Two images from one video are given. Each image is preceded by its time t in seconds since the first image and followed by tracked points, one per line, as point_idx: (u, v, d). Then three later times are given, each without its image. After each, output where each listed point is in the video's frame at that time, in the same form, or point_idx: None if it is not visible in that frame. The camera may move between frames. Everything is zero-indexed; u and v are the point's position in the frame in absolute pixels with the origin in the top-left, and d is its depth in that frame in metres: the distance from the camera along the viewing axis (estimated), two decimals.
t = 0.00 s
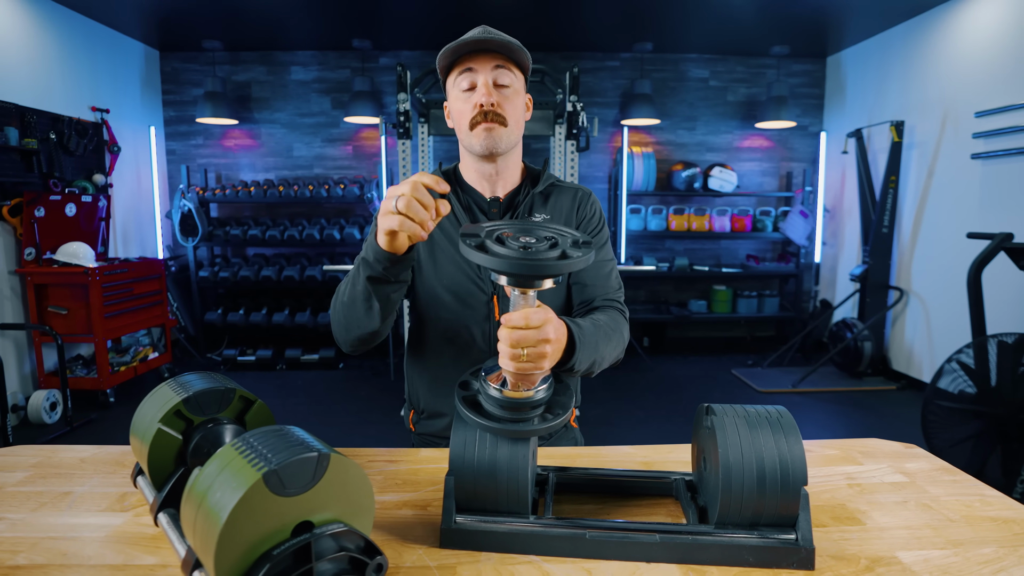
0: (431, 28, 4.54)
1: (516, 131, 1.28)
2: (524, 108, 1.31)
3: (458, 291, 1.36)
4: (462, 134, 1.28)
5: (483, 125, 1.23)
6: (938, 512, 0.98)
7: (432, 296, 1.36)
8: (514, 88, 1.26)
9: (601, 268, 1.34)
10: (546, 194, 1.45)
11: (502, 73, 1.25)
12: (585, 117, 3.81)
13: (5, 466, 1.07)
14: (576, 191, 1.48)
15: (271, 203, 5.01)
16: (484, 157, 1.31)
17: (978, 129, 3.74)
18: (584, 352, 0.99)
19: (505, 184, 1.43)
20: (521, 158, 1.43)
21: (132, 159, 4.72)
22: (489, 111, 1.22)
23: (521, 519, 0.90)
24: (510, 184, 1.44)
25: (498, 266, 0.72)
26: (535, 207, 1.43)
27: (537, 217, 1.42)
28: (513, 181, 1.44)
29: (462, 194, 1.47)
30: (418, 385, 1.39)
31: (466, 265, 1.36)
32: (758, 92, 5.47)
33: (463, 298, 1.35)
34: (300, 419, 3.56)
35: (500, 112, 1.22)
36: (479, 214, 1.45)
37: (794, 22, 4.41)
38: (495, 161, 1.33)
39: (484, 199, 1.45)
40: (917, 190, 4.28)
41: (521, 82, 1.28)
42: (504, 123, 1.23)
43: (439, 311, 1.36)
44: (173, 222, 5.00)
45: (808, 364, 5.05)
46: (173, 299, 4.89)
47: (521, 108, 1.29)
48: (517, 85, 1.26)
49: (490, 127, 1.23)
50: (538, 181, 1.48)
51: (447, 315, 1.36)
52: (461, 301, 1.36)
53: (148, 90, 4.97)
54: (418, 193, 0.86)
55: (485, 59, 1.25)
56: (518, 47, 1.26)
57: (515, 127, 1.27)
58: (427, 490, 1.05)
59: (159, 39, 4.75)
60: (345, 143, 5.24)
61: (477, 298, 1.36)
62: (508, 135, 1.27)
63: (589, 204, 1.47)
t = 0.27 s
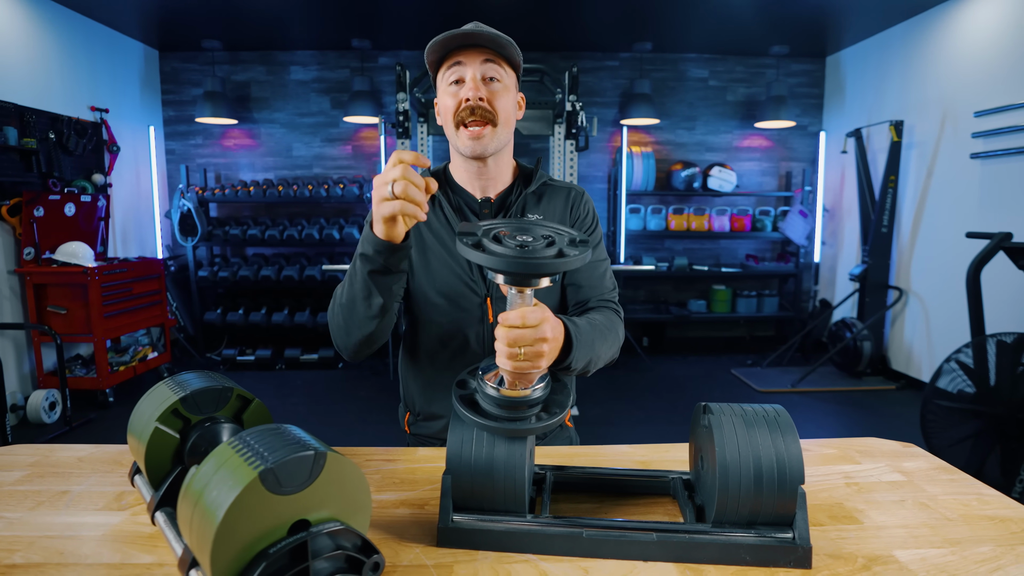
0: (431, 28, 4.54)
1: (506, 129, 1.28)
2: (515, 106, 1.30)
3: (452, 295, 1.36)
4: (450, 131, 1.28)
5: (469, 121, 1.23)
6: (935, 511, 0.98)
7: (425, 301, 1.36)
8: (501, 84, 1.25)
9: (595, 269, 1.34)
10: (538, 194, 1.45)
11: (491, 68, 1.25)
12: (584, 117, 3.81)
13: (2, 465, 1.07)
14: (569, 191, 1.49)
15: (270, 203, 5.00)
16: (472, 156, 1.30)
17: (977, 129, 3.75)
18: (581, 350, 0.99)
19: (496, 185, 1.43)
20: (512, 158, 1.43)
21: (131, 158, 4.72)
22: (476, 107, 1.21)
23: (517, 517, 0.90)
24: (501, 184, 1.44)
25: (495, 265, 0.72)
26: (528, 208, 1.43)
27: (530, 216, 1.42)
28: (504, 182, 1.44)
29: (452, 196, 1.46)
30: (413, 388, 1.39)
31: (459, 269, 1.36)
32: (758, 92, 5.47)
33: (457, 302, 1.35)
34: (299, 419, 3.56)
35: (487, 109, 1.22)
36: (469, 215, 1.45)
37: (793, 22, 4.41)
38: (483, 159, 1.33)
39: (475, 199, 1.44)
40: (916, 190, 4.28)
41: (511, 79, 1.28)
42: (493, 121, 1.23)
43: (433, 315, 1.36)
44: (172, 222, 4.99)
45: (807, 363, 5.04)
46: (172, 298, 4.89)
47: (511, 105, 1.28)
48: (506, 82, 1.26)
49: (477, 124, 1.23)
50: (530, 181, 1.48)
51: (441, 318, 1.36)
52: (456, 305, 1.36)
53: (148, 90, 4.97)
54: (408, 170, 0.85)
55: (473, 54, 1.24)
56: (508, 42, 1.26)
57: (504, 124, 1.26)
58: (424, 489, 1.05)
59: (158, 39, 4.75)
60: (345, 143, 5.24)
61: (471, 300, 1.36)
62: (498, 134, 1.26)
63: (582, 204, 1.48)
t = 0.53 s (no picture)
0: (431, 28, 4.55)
1: (490, 127, 1.24)
2: (501, 102, 1.26)
3: (448, 298, 1.35)
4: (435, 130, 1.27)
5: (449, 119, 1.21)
6: (933, 510, 0.98)
7: (423, 306, 1.35)
8: (483, 81, 1.23)
9: (595, 270, 1.34)
10: (536, 193, 1.45)
11: (472, 66, 1.23)
12: (584, 117, 3.80)
13: (1, 465, 1.07)
14: (567, 189, 1.48)
15: (269, 203, 5.00)
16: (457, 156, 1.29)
17: (976, 129, 3.75)
18: (577, 349, 0.99)
19: (491, 184, 1.42)
20: (506, 157, 1.42)
21: (130, 158, 4.72)
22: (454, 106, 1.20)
23: (515, 517, 0.90)
24: (496, 185, 1.44)
25: (492, 264, 0.72)
26: (525, 208, 1.43)
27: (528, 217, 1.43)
28: (499, 182, 1.43)
29: (449, 197, 1.47)
30: (411, 390, 1.39)
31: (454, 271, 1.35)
32: (757, 92, 5.47)
33: (454, 305, 1.35)
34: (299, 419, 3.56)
35: (465, 107, 1.20)
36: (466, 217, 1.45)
37: (793, 22, 4.41)
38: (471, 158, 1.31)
39: (470, 200, 1.44)
40: (915, 190, 4.28)
41: (496, 74, 1.25)
42: (472, 119, 1.20)
43: (431, 320, 1.36)
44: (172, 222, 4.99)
45: (807, 363, 5.04)
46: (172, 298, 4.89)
47: (497, 102, 1.25)
48: (490, 78, 1.23)
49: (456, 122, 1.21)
50: (527, 179, 1.48)
51: (439, 323, 1.36)
52: (452, 307, 1.36)
53: (147, 90, 4.97)
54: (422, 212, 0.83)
55: (455, 53, 1.24)
56: (492, 37, 1.23)
57: (487, 122, 1.23)
58: (423, 488, 1.05)
59: (158, 38, 4.74)
60: (344, 143, 5.24)
61: (469, 304, 1.36)
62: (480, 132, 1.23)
63: (580, 204, 1.48)
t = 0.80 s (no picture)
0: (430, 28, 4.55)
1: (490, 125, 1.25)
2: (503, 101, 1.27)
3: (448, 297, 1.36)
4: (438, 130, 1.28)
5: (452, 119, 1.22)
6: (932, 509, 0.98)
7: (424, 305, 1.35)
8: (485, 80, 1.23)
9: (597, 270, 1.34)
10: (538, 193, 1.45)
11: (474, 66, 1.24)
12: (583, 117, 3.80)
13: (1, 464, 1.08)
14: (569, 189, 1.48)
15: (269, 203, 5.00)
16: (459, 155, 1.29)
17: (975, 129, 3.75)
18: (576, 348, 0.99)
19: (492, 184, 1.42)
20: (508, 157, 1.42)
21: (130, 158, 4.72)
22: (456, 104, 1.20)
23: (514, 516, 0.90)
24: (497, 183, 1.44)
25: (491, 262, 0.72)
26: (527, 207, 1.44)
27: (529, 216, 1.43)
28: (501, 180, 1.43)
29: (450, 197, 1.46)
30: (411, 388, 1.39)
31: (454, 269, 1.36)
32: (757, 92, 5.47)
33: (455, 304, 1.35)
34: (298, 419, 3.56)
35: (468, 107, 1.21)
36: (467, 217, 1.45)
37: (793, 22, 4.41)
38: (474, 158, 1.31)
39: (472, 199, 1.44)
40: (915, 189, 4.28)
41: (496, 74, 1.25)
42: (473, 118, 1.21)
43: (431, 319, 1.36)
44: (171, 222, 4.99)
45: (806, 363, 5.04)
46: (172, 298, 4.89)
47: (498, 101, 1.26)
48: (490, 78, 1.24)
49: (459, 122, 1.22)
50: (529, 178, 1.48)
51: (439, 322, 1.36)
52: (452, 306, 1.36)
53: (146, 89, 4.97)
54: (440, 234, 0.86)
55: (456, 53, 1.25)
56: (492, 38, 1.23)
57: (487, 120, 1.23)
58: (422, 488, 1.05)
59: (158, 38, 4.74)
60: (344, 143, 5.24)
61: (469, 304, 1.36)
62: (481, 131, 1.24)
63: (583, 203, 1.48)
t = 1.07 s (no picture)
0: (430, 28, 4.55)
1: (499, 128, 1.25)
2: (512, 104, 1.27)
3: (451, 297, 1.36)
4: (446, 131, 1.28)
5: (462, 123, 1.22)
6: (932, 509, 0.98)
7: (426, 304, 1.36)
8: (495, 83, 1.23)
9: (599, 272, 1.34)
10: (543, 194, 1.45)
11: (483, 68, 1.23)
12: (583, 116, 3.80)
13: (2, 464, 1.08)
14: (574, 191, 1.49)
15: (269, 203, 5.00)
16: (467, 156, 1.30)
17: (975, 129, 3.75)
18: (575, 347, 0.99)
19: (499, 184, 1.42)
20: (515, 157, 1.42)
21: (130, 158, 4.72)
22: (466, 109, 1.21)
23: (515, 515, 0.90)
24: (503, 183, 1.43)
25: (492, 262, 0.72)
26: (531, 208, 1.44)
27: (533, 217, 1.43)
28: (507, 181, 1.43)
29: (455, 196, 1.47)
30: (412, 387, 1.39)
31: (457, 269, 1.36)
32: (757, 92, 5.48)
33: (457, 303, 1.36)
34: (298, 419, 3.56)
35: (478, 111, 1.21)
36: (472, 216, 1.45)
37: (793, 22, 4.41)
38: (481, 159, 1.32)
39: (477, 199, 1.44)
40: (915, 189, 4.29)
41: (506, 76, 1.25)
42: (482, 121, 1.21)
43: (433, 318, 1.36)
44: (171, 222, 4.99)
45: (806, 363, 5.04)
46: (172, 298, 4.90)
47: (507, 103, 1.26)
48: (500, 80, 1.24)
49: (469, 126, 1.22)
50: (535, 179, 1.48)
51: (440, 321, 1.36)
52: (454, 305, 1.36)
53: (146, 89, 4.96)
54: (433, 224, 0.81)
55: (465, 55, 1.23)
56: (502, 40, 1.23)
57: (497, 123, 1.24)
58: (423, 487, 1.05)
59: (158, 38, 4.74)
60: (344, 143, 5.24)
61: (470, 303, 1.36)
62: (490, 133, 1.24)
63: (587, 205, 1.48)
